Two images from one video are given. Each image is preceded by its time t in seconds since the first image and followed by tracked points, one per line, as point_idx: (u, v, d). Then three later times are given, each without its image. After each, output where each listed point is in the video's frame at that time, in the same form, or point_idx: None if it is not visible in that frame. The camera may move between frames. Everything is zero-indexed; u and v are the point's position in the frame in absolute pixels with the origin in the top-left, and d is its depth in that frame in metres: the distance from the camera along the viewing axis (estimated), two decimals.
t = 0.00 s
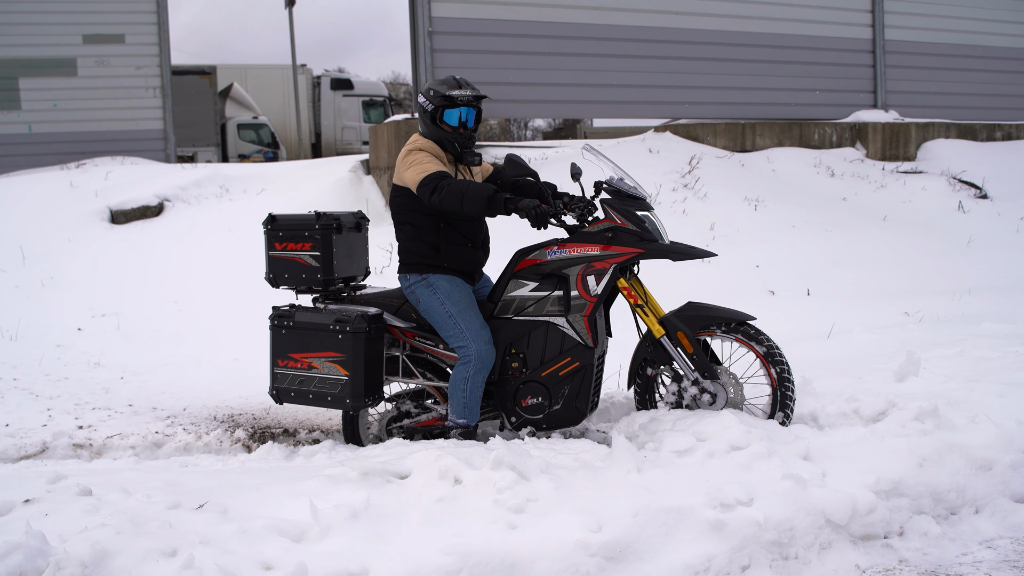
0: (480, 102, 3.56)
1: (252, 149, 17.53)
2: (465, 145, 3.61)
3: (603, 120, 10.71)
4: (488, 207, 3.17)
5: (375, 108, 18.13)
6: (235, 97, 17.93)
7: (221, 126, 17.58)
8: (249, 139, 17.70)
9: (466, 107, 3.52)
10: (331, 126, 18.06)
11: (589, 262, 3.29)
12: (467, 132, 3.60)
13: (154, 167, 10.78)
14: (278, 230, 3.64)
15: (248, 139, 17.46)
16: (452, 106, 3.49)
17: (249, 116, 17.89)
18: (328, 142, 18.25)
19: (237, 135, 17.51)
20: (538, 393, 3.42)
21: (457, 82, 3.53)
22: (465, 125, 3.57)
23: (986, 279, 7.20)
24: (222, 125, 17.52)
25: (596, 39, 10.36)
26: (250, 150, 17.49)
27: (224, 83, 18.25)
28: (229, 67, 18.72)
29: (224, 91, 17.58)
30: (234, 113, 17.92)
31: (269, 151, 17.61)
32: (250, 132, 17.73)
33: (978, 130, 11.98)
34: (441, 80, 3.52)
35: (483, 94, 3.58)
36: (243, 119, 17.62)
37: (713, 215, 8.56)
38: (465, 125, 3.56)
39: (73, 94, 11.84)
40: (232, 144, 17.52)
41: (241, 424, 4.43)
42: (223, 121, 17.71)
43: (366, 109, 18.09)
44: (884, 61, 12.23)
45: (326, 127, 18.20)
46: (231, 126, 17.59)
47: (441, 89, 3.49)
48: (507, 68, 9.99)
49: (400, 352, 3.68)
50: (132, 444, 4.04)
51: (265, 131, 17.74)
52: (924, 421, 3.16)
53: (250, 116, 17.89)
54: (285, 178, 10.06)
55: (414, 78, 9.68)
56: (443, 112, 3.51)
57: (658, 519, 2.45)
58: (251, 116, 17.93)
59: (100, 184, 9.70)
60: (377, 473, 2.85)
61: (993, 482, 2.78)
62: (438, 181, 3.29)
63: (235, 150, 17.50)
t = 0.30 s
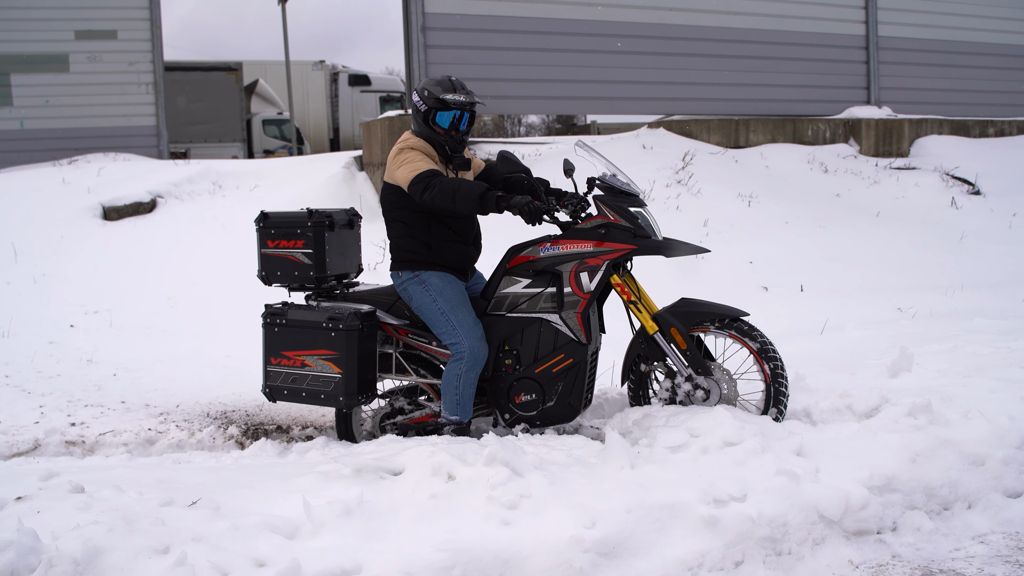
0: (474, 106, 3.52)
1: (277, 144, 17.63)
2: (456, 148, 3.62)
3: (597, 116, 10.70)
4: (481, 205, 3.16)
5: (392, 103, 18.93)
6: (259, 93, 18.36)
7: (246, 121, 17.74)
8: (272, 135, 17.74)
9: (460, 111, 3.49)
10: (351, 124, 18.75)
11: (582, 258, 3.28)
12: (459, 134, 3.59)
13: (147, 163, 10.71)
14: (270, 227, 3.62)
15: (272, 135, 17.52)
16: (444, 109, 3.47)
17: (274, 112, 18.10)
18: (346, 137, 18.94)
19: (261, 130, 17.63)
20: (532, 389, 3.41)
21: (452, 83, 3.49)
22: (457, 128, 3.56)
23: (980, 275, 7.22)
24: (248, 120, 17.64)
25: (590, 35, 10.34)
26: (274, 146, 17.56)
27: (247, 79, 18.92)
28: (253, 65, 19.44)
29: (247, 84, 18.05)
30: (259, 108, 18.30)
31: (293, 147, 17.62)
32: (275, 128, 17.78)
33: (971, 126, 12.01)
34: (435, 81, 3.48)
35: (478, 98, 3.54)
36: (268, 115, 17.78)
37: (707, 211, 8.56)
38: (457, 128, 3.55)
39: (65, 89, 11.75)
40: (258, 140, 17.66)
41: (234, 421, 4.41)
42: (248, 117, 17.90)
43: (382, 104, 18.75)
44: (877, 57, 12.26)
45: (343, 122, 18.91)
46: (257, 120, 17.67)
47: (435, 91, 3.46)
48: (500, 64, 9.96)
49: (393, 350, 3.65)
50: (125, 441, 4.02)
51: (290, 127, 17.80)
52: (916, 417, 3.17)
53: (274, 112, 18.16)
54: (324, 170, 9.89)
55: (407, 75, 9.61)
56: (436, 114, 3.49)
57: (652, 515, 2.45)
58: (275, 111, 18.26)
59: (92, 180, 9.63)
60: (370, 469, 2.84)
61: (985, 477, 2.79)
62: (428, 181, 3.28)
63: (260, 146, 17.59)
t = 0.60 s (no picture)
0: (480, 106, 3.54)
1: (306, 138, 17.66)
2: (460, 146, 3.64)
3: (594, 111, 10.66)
4: (478, 198, 3.15)
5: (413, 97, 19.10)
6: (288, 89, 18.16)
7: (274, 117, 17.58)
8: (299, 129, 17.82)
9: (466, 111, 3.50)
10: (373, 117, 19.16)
11: (579, 253, 3.27)
12: (460, 132, 3.60)
13: (143, 158, 10.67)
14: (267, 222, 3.60)
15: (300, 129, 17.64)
16: (452, 107, 3.46)
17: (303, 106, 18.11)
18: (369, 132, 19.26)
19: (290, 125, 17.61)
20: (530, 384, 3.41)
21: (460, 83, 3.49)
22: (460, 127, 3.57)
23: (977, 270, 7.22)
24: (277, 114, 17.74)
25: (587, 30, 10.30)
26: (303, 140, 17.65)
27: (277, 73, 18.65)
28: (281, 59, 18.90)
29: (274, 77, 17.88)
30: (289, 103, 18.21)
31: (321, 140, 17.85)
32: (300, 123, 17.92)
33: (968, 120, 12.00)
34: (443, 78, 3.46)
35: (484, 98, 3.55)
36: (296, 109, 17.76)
37: (704, 206, 8.55)
38: (460, 127, 3.57)
39: (61, 85, 11.70)
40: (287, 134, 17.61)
41: (231, 417, 4.40)
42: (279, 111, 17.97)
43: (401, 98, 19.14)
44: (874, 52, 12.24)
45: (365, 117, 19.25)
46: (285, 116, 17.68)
47: (444, 89, 3.44)
48: (497, 59, 9.93)
49: (391, 345, 3.64)
50: (123, 437, 4.01)
51: (316, 121, 18.06)
52: (914, 412, 3.17)
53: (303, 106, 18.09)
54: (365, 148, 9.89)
55: (405, 71, 9.64)
56: (442, 112, 3.48)
57: (650, 510, 2.44)
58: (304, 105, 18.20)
59: (89, 176, 9.60)
60: (368, 465, 2.84)
61: (982, 472, 2.79)
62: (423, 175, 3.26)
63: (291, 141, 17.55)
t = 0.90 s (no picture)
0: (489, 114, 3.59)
1: (340, 138, 18.14)
2: (467, 153, 3.71)
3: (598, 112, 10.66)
4: (481, 199, 3.15)
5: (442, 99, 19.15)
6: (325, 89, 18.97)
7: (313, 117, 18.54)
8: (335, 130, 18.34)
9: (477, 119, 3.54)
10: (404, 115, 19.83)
11: (584, 254, 3.27)
12: (466, 138, 3.64)
13: (148, 160, 10.70)
14: (271, 224, 3.61)
15: (336, 129, 18.07)
16: (468, 116, 3.48)
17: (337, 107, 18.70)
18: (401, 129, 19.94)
19: (326, 125, 18.21)
20: (534, 385, 3.41)
21: (474, 91, 3.47)
22: (468, 132, 3.62)
23: (982, 271, 7.19)
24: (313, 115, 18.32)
25: (592, 31, 10.30)
26: (339, 140, 18.09)
27: (312, 73, 19.28)
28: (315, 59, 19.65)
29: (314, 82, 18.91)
30: (325, 104, 18.89)
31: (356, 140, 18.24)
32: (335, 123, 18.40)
33: (974, 121, 11.95)
34: (458, 85, 3.43)
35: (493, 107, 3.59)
36: (330, 110, 18.36)
37: (708, 207, 8.54)
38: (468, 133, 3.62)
39: (67, 86, 11.74)
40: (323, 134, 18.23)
41: (236, 418, 4.40)
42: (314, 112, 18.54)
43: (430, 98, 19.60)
44: (879, 52, 12.21)
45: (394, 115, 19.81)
46: (321, 116, 18.38)
47: (462, 98, 3.41)
48: (502, 60, 9.94)
49: (394, 347, 3.64)
50: (128, 438, 4.02)
51: (350, 121, 18.50)
52: (920, 413, 3.17)
53: (338, 107, 18.76)
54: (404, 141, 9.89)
55: (410, 72, 9.61)
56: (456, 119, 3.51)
57: (654, 512, 2.44)
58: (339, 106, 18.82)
59: (94, 177, 9.63)
60: (372, 466, 2.84)
61: (988, 474, 2.77)
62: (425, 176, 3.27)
63: (326, 141, 18.18)
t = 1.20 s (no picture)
0: (479, 110, 3.51)
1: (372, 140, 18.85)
2: (456, 151, 3.59)
3: (598, 117, 10.68)
4: (480, 208, 3.15)
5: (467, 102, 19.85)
6: (354, 94, 19.80)
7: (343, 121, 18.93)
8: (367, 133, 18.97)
9: (463, 114, 3.48)
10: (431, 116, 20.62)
11: (583, 259, 3.27)
12: (462, 139, 3.58)
13: (148, 164, 10.70)
14: (270, 229, 3.61)
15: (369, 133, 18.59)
16: (449, 110, 3.45)
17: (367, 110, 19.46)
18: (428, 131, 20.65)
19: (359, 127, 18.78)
20: (533, 391, 3.41)
21: (460, 87, 3.49)
22: (461, 131, 3.55)
23: (981, 276, 7.19)
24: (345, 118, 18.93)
25: (592, 36, 10.32)
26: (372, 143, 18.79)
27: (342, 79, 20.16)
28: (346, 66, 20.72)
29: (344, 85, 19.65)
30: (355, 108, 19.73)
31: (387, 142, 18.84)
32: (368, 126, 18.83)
33: (973, 126, 11.98)
34: (443, 84, 3.48)
35: (484, 103, 3.53)
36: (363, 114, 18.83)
37: (707, 211, 8.55)
38: (462, 131, 3.55)
39: (67, 90, 11.76)
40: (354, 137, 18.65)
41: (234, 423, 4.40)
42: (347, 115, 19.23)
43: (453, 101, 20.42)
44: (879, 57, 12.24)
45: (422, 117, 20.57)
46: (352, 121, 18.65)
47: (442, 92, 3.46)
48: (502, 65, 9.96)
49: (394, 351, 3.62)
50: (126, 443, 4.01)
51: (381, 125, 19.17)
52: (919, 418, 3.17)
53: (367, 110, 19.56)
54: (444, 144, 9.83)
55: (410, 77, 9.62)
56: (440, 116, 3.48)
57: (652, 518, 2.44)
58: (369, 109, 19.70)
59: (94, 181, 9.63)
60: (371, 471, 2.84)
61: (988, 480, 2.77)
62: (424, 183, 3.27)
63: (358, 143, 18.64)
